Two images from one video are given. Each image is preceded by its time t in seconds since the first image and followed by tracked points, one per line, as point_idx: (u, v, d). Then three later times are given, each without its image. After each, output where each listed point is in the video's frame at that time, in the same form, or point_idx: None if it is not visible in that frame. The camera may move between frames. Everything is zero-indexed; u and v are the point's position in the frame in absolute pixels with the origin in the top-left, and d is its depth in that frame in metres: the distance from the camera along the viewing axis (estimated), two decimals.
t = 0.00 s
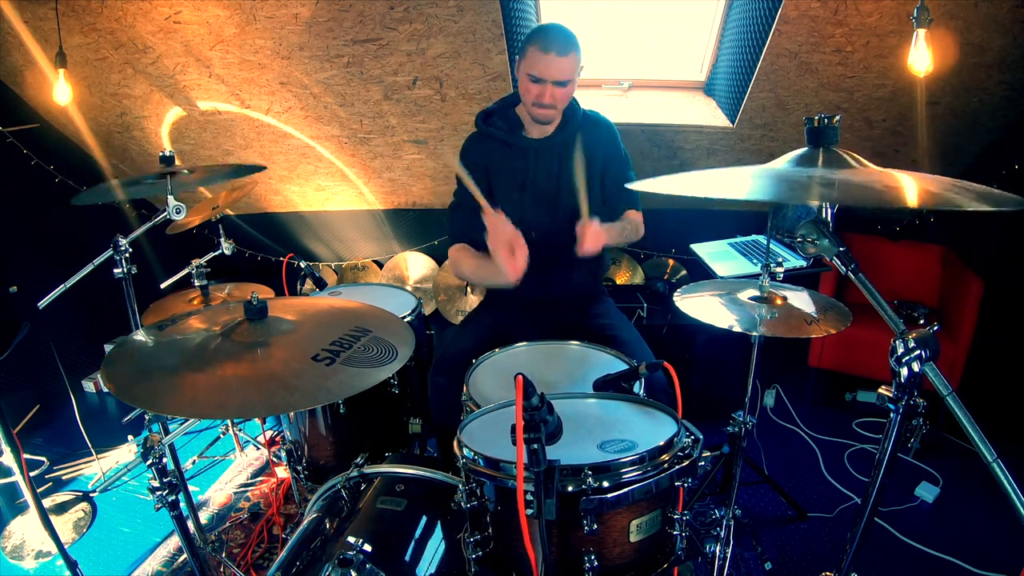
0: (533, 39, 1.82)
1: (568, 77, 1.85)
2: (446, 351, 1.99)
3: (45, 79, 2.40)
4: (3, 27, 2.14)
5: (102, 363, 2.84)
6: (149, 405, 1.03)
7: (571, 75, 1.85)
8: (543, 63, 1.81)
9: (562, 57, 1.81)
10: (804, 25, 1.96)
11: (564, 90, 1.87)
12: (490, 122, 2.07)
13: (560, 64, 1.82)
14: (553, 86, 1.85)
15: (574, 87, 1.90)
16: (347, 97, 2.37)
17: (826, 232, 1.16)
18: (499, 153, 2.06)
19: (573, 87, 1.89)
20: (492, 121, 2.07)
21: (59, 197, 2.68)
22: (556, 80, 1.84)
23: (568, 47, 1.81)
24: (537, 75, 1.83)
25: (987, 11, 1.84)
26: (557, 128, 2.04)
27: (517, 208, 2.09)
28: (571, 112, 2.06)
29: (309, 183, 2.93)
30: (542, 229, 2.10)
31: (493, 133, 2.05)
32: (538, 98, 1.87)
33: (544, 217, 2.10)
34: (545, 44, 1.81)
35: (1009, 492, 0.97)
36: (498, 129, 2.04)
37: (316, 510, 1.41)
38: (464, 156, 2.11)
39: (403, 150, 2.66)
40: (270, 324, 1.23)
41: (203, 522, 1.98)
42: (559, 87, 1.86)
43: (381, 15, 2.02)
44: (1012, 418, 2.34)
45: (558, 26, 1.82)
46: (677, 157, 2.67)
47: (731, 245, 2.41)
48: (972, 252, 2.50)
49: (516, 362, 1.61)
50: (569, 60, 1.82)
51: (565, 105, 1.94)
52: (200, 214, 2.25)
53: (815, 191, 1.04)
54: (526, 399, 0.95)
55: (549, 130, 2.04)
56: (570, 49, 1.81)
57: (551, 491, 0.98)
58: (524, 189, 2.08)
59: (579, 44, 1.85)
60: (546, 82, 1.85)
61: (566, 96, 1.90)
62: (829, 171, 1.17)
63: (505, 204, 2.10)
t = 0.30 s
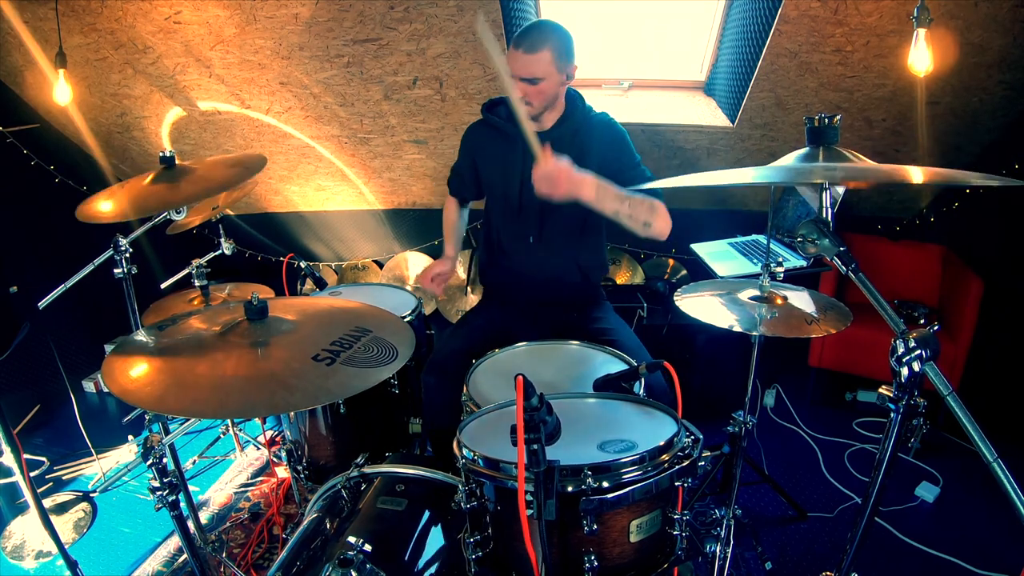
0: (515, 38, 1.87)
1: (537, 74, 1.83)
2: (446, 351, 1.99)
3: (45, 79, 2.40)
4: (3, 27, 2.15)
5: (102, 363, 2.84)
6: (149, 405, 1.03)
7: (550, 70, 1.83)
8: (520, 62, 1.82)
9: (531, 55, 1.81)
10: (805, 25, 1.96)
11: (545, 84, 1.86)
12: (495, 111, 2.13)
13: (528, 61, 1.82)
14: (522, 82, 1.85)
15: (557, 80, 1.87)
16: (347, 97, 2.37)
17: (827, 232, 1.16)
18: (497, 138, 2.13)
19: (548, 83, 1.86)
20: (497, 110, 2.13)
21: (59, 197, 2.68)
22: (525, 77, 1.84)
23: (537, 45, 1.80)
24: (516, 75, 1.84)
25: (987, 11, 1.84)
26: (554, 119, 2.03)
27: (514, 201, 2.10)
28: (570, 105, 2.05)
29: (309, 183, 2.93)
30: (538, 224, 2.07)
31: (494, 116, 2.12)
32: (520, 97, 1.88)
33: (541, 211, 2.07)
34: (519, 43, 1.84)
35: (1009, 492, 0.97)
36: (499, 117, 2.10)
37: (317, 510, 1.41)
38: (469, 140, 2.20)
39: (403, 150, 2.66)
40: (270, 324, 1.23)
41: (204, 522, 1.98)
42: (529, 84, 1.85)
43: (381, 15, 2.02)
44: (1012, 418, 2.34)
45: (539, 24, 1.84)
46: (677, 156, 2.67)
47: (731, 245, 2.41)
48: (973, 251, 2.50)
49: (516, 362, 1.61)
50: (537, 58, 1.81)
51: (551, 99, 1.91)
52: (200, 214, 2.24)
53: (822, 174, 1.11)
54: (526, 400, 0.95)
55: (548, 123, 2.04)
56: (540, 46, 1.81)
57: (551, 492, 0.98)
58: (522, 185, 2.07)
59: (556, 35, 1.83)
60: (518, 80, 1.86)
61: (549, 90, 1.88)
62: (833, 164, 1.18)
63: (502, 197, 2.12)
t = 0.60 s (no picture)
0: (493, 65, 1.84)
1: (516, 103, 1.82)
2: (446, 351, 1.99)
3: (44, 80, 2.40)
4: (3, 27, 2.14)
5: (102, 363, 2.84)
6: (149, 405, 1.03)
7: (527, 97, 1.82)
8: (498, 91, 1.81)
9: (510, 84, 1.79)
10: (805, 25, 1.96)
11: (523, 111, 1.85)
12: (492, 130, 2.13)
13: (507, 90, 1.80)
14: (502, 111, 1.84)
15: (536, 106, 1.86)
16: (347, 97, 2.37)
17: (826, 232, 1.16)
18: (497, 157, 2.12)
19: (528, 111, 1.85)
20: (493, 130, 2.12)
21: (59, 197, 2.68)
22: (505, 105, 1.82)
23: (515, 74, 1.78)
24: (495, 104, 1.83)
25: (987, 11, 1.84)
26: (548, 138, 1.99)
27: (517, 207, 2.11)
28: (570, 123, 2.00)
29: (309, 183, 2.93)
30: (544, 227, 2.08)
31: (489, 140, 2.11)
32: (501, 125, 1.87)
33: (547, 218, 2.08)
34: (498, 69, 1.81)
35: (1009, 492, 0.97)
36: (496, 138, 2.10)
37: (316, 511, 1.40)
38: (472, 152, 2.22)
39: (403, 150, 2.66)
40: (270, 324, 1.23)
41: (204, 522, 1.98)
42: (508, 113, 1.84)
43: (382, 15, 2.02)
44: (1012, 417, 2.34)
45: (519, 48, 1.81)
46: (677, 157, 2.67)
47: (731, 245, 2.41)
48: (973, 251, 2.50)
49: (516, 362, 1.61)
50: (517, 86, 1.79)
51: (530, 126, 1.91)
52: (200, 214, 2.24)
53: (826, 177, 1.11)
54: (526, 400, 0.95)
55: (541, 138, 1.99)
56: (519, 74, 1.79)
57: (551, 491, 0.98)
58: (523, 194, 2.07)
59: (534, 60, 1.81)
60: (498, 108, 1.84)
61: (529, 115, 1.87)
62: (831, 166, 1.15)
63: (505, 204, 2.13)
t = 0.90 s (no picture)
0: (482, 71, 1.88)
1: (503, 112, 1.86)
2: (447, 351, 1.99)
3: (45, 79, 2.40)
4: (3, 27, 2.15)
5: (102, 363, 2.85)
6: (149, 405, 1.03)
7: (512, 108, 1.85)
8: (483, 102, 1.85)
9: (494, 93, 1.83)
10: (805, 25, 1.96)
11: (511, 119, 1.88)
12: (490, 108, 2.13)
13: (492, 100, 1.84)
14: (490, 120, 1.88)
15: (524, 113, 1.88)
16: (347, 97, 2.37)
17: (827, 232, 1.16)
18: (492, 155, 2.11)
19: (516, 118, 1.88)
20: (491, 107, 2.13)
21: (59, 197, 2.68)
22: (491, 114, 1.87)
23: (499, 84, 1.82)
24: (482, 112, 1.88)
25: (988, 11, 1.84)
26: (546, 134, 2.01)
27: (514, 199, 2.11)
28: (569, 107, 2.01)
29: (309, 183, 2.93)
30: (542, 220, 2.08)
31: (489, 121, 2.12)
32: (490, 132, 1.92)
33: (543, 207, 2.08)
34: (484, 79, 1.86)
35: (1009, 492, 0.97)
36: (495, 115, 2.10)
37: (317, 511, 1.40)
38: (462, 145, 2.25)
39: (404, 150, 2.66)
40: (270, 324, 1.23)
41: (204, 522, 1.98)
42: (495, 121, 1.88)
43: (382, 15, 2.02)
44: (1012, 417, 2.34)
45: (505, 58, 1.84)
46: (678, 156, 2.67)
47: (732, 245, 2.41)
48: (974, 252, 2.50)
49: (517, 362, 1.61)
50: (500, 96, 1.83)
51: (521, 130, 1.93)
52: (200, 214, 2.24)
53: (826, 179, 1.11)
54: (526, 400, 0.95)
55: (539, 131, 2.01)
56: (503, 85, 1.82)
57: (552, 491, 0.98)
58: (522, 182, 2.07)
59: (518, 70, 1.83)
60: (485, 116, 1.88)
61: (518, 122, 1.90)
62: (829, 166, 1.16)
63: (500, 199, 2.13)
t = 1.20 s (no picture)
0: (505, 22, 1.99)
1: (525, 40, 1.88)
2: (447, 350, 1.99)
3: (45, 79, 2.40)
4: (3, 27, 2.15)
5: (102, 363, 2.85)
6: (149, 406, 1.03)
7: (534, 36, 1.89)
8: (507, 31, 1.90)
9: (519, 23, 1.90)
10: (805, 25, 1.96)
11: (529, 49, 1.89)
12: (489, 111, 2.15)
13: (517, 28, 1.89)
14: (510, 49, 1.90)
15: (543, 50, 1.91)
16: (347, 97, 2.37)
17: (828, 232, 1.16)
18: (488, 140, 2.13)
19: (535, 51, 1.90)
20: (493, 108, 2.15)
21: (59, 197, 2.68)
22: (512, 43, 1.89)
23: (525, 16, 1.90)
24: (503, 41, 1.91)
25: (988, 11, 1.84)
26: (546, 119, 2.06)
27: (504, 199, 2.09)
28: (574, 106, 2.09)
29: (309, 183, 2.93)
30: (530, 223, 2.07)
31: (490, 118, 2.13)
32: (507, 61, 1.90)
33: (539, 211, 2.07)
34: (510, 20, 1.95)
35: (1010, 492, 0.97)
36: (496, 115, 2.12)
37: (317, 511, 1.40)
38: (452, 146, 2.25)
39: (403, 150, 2.66)
40: (270, 325, 1.23)
41: (204, 522, 1.98)
42: (515, 50, 1.89)
43: (382, 15, 2.02)
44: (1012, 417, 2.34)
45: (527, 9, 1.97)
46: (678, 156, 2.66)
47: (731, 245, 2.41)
48: (974, 251, 2.50)
49: (517, 362, 1.61)
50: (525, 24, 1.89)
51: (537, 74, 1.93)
52: (200, 214, 2.24)
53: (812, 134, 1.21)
54: (526, 400, 0.95)
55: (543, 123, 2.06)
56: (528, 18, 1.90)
57: (551, 492, 0.98)
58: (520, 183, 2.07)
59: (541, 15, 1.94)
60: (506, 44, 1.90)
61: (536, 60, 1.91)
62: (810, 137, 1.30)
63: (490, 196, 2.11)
